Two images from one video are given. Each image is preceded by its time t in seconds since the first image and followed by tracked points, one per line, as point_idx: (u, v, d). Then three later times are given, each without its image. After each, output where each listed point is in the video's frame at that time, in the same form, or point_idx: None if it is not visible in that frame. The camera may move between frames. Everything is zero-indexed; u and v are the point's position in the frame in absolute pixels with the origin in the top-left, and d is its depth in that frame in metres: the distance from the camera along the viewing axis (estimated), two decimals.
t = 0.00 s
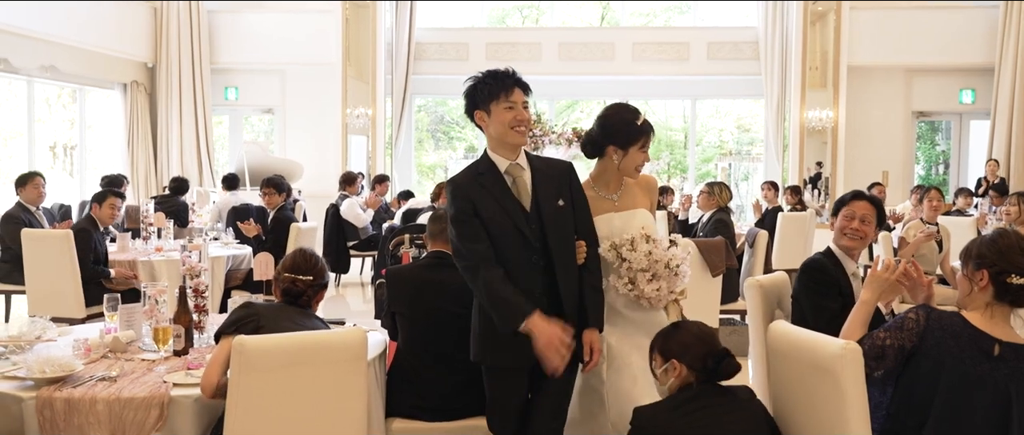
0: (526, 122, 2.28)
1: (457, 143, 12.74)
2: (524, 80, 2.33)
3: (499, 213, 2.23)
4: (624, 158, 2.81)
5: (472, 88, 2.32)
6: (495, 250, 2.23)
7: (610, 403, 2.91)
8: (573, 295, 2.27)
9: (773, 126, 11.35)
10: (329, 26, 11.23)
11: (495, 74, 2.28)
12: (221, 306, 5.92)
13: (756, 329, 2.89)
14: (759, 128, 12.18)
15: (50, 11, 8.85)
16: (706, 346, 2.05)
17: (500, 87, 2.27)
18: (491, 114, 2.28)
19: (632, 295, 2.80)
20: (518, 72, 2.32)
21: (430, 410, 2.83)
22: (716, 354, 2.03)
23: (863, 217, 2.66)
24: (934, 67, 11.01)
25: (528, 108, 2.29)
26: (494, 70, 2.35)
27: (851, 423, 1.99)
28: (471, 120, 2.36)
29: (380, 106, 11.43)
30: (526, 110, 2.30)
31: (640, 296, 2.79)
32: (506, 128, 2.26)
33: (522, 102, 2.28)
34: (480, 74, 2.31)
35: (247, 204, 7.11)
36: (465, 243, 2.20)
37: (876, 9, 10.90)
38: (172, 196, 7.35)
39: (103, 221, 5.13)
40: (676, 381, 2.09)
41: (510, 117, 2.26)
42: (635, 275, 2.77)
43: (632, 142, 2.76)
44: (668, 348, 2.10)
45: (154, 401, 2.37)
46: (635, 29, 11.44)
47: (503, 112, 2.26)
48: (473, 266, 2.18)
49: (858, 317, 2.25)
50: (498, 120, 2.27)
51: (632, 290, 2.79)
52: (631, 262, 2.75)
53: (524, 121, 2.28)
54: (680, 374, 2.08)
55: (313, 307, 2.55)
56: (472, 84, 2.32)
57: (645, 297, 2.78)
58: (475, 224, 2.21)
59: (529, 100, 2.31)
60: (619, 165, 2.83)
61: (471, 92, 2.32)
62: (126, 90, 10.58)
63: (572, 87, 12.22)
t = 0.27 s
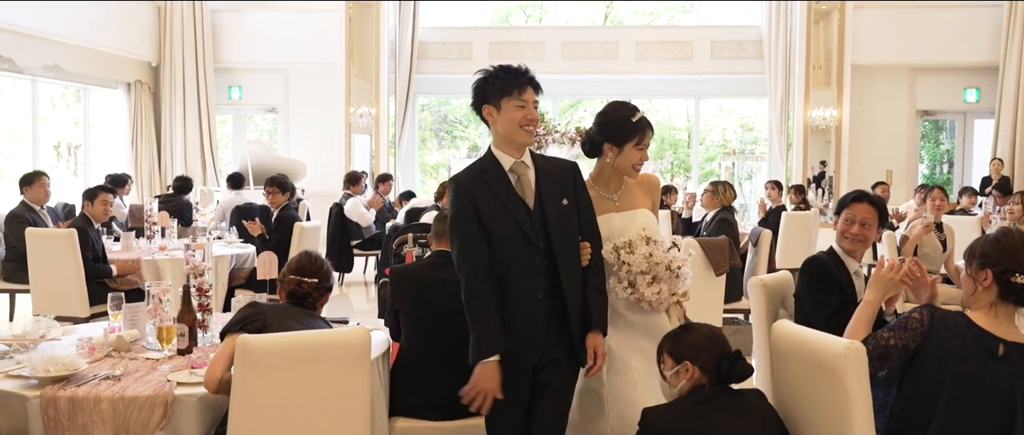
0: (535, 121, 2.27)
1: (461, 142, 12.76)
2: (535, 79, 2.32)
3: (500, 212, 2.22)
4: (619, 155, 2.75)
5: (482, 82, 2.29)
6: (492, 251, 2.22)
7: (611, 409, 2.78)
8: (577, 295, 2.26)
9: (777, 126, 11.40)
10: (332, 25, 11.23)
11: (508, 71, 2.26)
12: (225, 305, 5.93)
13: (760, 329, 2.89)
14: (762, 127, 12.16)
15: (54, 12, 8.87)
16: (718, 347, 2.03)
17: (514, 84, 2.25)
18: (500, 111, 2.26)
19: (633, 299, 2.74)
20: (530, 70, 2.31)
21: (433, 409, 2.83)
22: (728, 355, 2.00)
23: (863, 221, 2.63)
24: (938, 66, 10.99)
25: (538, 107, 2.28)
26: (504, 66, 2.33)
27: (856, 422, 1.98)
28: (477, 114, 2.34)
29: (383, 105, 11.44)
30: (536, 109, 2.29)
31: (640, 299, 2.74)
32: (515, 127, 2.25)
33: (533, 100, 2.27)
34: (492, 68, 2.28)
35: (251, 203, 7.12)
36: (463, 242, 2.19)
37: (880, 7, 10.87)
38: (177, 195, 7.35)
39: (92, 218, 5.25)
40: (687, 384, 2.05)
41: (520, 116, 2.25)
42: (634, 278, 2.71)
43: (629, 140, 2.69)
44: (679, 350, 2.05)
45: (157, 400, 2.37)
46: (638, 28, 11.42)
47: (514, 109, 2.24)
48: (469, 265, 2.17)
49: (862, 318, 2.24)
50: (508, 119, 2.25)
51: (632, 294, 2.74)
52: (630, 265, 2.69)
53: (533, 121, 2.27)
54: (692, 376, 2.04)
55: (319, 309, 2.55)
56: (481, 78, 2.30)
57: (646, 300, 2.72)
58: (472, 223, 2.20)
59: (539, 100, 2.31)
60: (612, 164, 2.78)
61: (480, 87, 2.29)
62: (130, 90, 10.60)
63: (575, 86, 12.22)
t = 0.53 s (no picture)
0: (547, 124, 2.25)
1: (464, 142, 12.77)
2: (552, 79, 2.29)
3: (498, 212, 2.22)
4: (616, 157, 2.74)
5: (501, 77, 2.24)
6: (486, 250, 2.23)
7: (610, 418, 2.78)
8: (577, 296, 2.26)
9: (781, 124, 11.33)
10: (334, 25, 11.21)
11: (529, 70, 2.23)
12: (228, 305, 5.94)
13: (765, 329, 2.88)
14: (765, 126, 12.16)
15: (58, 11, 8.88)
16: (725, 349, 2.02)
17: (534, 84, 2.22)
18: (515, 110, 2.22)
19: (634, 301, 2.73)
20: (548, 71, 2.27)
21: (439, 406, 2.83)
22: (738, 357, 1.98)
23: (866, 220, 2.63)
24: (941, 65, 10.98)
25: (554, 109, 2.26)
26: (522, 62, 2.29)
27: (860, 423, 1.98)
28: (489, 109, 2.29)
29: (386, 104, 11.46)
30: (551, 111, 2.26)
31: (643, 301, 2.72)
32: (530, 128, 2.23)
33: (550, 102, 2.24)
34: (512, 64, 2.24)
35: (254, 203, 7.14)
36: (458, 241, 2.20)
37: (883, 7, 10.85)
38: (180, 194, 7.37)
39: (88, 216, 5.37)
40: (696, 387, 2.03)
41: (535, 118, 2.22)
42: (637, 280, 2.70)
43: (626, 142, 2.69)
44: (687, 353, 2.04)
45: (160, 399, 2.38)
46: (641, 27, 11.41)
47: (531, 110, 2.21)
48: (464, 264, 2.18)
49: (866, 318, 2.24)
50: (523, 118, 2.22)
51: (634, 297, 2.72)
52: (632, 266, 2.68)
53: (547, 123, 2.25)
54: (700, 379, 2.03)
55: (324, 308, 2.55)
56: (501, 73, 2.25)
57: (649, 303, 2.71)
58: (467, 220, 2.20)
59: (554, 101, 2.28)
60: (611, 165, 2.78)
61: (497, 82, 2.24)
62: (133, 89, 10.62)
63: (578, 85, 12.21)
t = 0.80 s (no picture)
0: (551, 124, 2.25)
1: (467, 141, 12.77)
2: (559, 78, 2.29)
3: (496, 212, 2.21)
4: (616, 159, 2.75)
5: (509, 73, 2.23)
6: (484, 249, 2.22)
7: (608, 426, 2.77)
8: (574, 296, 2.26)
9: (783, 123, 11.33)
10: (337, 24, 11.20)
11: (536, 69, 2.22)
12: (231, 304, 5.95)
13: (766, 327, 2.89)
14: (768, 126, 12.15)
15: (62, 11, 8.89)
16: (731, 352, 2.01)
17: (541, 83, 2.21)
18: (520, 109, 2.22)
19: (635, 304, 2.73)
20: (554, 70, 2.26)
21: (440, 406, 2.83)
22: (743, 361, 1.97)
23: (868, 220, 2.62)
24: (945, 64, 10.96)
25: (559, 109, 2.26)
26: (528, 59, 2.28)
27: (863, 424, 1.98)
28: (492, 106, 2.29)
29: (389, 104, 11.60)
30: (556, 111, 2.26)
31: (645, 305, 2.72)
32: (534, 127, 2.22)
33: (555, 102, 2.24)
34: (520, 61, 2.23)
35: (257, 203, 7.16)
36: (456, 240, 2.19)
37: (885, 6, 10.80)
38: (183, 194, 7.38)
39: (84, 217, 5.44)
40: (701, 391, 2.03)
41: (540, 118, 2.22)
42: (637, 284, 2.69)
43: (624, 145, 2.69)
44: (692, 357, 2.04)
45: (163, 399, 2.38)
46: (644, 26, 11.39)
47: (535, 110, 2.21)
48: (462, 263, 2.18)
49: (868, 319, 2.23)
50: (527, 118, 2.22)
51: (635, 301, 2.72)
52: (633, 269, 2.67)
53: (551, 123, 2.24)
54: (706, 384, 2.02)
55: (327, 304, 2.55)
56: (508, 69, 2.24)
57: (649, 307, 2.70)
58: (465, 219, 2.20)
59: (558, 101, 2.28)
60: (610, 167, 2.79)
61: (503, 79, 2.23)
62: (137, 89, 10.62)
63: (580, 84, 12.21)
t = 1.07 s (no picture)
0: (550, 124, 2.25)
1: (469, 140, 12.78)
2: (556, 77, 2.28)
3: (493, 213, 2.21)
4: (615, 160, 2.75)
5: (506, 73, 2.22)
6: (480, 251, 2.22)
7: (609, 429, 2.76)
8: (571, 297, 2.27)
9: (787, 122, 11.29)
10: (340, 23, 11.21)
11: (533, 69, 2.21)
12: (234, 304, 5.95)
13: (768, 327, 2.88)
14: (770, 125, 12.15)
15: (64, 11, 8.88)
16: (735, 355, 2.00)
17: (539, 83, 2.20)
18: (518, 109, 2.21)
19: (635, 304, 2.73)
20: (552, 68, 2.25)
21: (441, 407, 2.83)
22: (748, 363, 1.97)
23: (872, 223, 2.63)
24: (948, 63, 10.93)
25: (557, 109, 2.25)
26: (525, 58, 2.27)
27: (866, 424, 1.98)
28: (490, 107, 2.28)
29: (390, 102, 11.43)
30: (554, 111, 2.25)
31: (646, 304, 2.71)
32: (531, 128, 2.22)
33: (553, 102, 2.24)
34: (517, 60, 2.22)
35: (259, 202, 7.18)
36: (453, 242, 2.19)
37: (888, 5, 10.76)
38: (185, 193, 7.39)
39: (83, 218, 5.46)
40: (704, 393, 2.03)
41: (538, 118, 2.21)
42: (638, 281, 2.69)
43: (621, 145, 2.68)
44: (695, 358, 2.04)
45: (166, 398, 2.38)
46: (646, 26, 11.38)
47: (534, 110, 2.21)
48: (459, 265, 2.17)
49: (870, 319, 2.23)
50: (524, 118, 2.21)
51: (636, 299, 2.71)
52: (634, 267, 2.66)
53: (549, 123, 2.24)
54: (712, 386, 2.02)
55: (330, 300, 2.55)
56: (506, 68, 2.23)
57: (651, 305, 2.69)
58: (462, 222, 2.19)
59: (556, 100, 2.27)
60: (610, 167, 2.79)
61: (501, 79, 2.22)
62: (139, 88, 10.63)
63: (582, 83, 12.21)
